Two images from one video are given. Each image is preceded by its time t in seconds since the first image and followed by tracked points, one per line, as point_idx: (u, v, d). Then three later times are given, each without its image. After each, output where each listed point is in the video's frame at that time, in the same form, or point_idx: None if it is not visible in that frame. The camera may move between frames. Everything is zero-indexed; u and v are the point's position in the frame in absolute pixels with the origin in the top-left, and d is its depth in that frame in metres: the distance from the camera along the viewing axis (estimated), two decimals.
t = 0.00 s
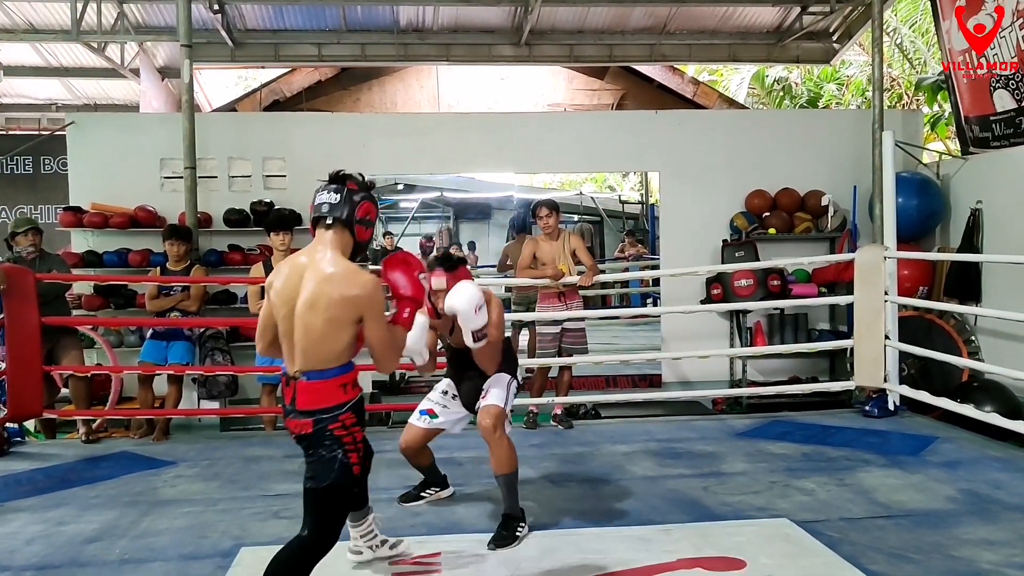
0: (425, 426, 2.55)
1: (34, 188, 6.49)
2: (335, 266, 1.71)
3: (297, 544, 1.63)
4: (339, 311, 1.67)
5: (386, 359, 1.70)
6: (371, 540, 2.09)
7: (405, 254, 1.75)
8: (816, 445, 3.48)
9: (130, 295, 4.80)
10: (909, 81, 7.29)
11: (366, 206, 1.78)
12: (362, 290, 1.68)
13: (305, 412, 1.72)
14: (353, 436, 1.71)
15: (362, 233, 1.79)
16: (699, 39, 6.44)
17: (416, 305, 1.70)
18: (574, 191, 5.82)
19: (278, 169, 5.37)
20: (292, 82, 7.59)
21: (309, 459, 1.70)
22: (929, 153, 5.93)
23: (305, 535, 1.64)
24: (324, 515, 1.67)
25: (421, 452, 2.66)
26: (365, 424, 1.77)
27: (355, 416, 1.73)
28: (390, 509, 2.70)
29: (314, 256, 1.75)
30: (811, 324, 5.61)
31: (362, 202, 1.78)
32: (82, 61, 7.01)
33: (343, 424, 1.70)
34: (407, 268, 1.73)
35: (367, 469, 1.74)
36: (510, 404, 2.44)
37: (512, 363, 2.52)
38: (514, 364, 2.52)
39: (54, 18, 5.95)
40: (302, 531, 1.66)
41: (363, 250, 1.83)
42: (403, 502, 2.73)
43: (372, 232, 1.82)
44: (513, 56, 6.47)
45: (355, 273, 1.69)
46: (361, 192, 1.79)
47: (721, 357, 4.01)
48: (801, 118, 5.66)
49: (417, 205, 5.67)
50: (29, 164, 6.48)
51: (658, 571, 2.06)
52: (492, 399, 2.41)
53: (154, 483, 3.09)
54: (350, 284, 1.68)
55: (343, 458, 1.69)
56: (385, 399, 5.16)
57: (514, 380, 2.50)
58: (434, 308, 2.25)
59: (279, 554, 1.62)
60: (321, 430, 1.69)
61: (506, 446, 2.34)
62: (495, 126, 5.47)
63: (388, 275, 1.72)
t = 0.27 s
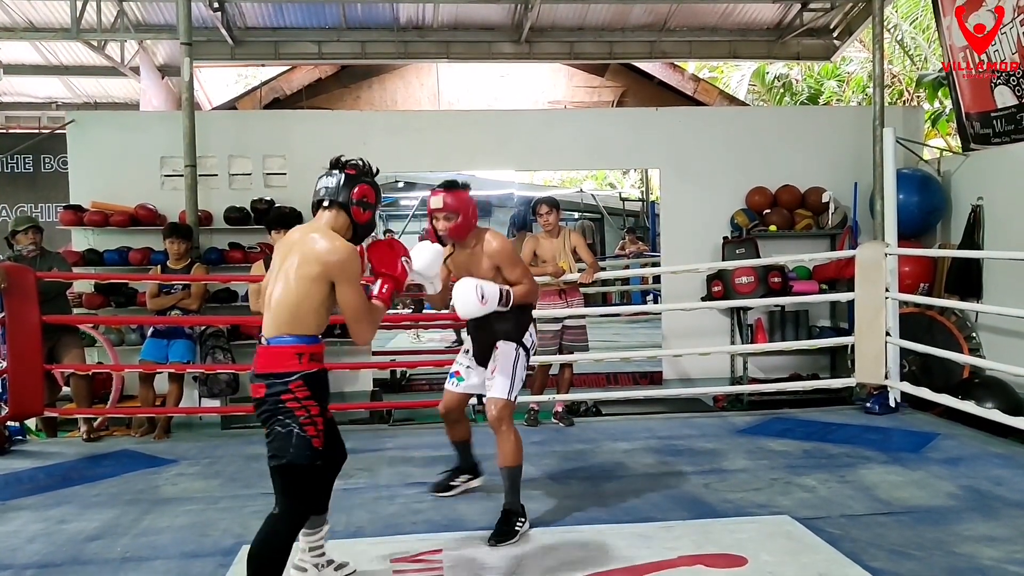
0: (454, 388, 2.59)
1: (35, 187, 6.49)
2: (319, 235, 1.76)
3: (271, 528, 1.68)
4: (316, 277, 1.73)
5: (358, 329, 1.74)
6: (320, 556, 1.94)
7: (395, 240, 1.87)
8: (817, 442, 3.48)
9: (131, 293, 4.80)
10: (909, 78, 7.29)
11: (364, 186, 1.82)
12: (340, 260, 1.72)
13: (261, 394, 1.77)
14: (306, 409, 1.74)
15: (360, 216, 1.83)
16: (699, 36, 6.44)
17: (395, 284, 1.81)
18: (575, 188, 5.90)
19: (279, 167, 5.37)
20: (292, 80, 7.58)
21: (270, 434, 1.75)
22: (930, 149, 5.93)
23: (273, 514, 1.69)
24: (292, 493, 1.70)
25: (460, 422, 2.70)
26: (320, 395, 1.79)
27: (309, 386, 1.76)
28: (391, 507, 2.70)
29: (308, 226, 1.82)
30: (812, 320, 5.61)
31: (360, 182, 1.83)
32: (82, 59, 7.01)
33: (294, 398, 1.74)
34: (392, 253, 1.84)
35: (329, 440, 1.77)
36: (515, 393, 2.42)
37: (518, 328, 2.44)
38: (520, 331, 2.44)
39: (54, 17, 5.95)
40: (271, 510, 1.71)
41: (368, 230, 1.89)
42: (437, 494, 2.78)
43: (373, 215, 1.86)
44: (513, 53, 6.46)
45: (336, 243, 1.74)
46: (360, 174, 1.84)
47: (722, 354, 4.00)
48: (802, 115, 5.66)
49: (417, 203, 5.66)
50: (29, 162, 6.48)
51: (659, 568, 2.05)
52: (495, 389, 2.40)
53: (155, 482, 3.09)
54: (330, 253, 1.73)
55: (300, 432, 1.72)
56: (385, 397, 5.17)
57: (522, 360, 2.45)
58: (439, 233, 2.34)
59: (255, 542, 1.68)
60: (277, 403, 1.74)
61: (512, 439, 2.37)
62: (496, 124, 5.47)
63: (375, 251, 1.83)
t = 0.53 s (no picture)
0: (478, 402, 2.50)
1: (35, 188, 6.50)
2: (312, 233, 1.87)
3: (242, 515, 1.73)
4: (303, 269, 1.82)
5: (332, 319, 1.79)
6: (315, 563, 1.95)
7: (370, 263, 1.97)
8: (818, 442, 3.48)
9: (131, 294, 4.80)
10: (909, 77, 7.29)
11: (352, 202, 1.87)
12: (327, 253, 1.81)
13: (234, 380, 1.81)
14: (275, 398, 1.78)
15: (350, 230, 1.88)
16: (699, 36, 6.43)
17: (374, 300, 1.90)
18: (574, 188, 5.85)
19: (279, 168, 5.38)
20: (292, 81, 7.58)
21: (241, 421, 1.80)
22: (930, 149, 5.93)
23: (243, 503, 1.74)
24: (263, 483, 1.75)
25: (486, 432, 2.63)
26: (291, 384, 1.82)
27: (279, 373, 1.80)
28: (392, 507, 2.70)
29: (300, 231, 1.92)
30: (813, 320, 5.61)
31: (348, 199, 1.88)
32: (82, 60, 7.01)
33: (263, 386, 1.77)
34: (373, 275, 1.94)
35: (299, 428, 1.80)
36: (514, 393, 2.42)
37: (516, 330, 2.45)
38: (520, 333, 2.45)
39: (53, 18, 5.95)
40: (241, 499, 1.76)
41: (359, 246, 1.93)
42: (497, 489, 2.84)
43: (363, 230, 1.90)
44: (513, 53, 6.46)
45: (328, 238, 1.84)
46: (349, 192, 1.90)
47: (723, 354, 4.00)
48: (802, 115, 5.65)
49: (417, 203, 5.66)
50: (29, 164, 6.48)
51: (660, 568, 2.06)
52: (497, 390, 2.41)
53: (156, 483, 3.09)
54: (319, 247, 1.83)
55: (269, 421, 1.76)
56: (386, 398, 5.17)
57: (523, 361, 2.46)
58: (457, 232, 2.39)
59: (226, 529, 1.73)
60: (246, 390, 1.79)
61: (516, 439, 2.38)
62: (497, 125, 5.47)
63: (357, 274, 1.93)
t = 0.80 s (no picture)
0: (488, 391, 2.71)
1: (37, 187, 6.50)
2: (277, 239, 1.86)
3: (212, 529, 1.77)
4: (265, 276, 1.82)
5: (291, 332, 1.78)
6: (318, 558, 2.00)
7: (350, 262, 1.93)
8: (819, 440, 3.48)
9: (133, 293, 4.80)
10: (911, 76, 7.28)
11: (319, 193, 1.90)
12: (288, 263, 1.81)
13: (222, 401, 1.85)
14: (264, 421, 1.82)
15: (317, 220, 1.91)
16: (701, 35, 6.43)
17: (338, 300, 1.85)
18: (577, 187, 5.83)
19: (280, 167, 5.37)
20: (294, 80, 7.59)
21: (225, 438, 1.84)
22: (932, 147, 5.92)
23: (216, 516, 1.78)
24: (237, 502, 1.78)
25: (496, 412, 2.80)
26: (282, 404, 1.86)
27: (268, 394, 1.84)
28: (394, 506, 2.70)
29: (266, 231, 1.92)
30: (814, 319, 5.61)
31: (317, 188, 1.91)
32: (84, 59, 7.01)
33: (252, 407, 1.81)
34: (344, 272, 1.89)
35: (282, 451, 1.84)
36: (528, 386, 2.59)
37: (525, 322, 2.58)
38: (528, 326, 2.58)
39: (55, 17, 5.95)
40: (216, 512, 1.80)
41: (328, 235, 1.97)
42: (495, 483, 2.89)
43: (330, 221, 1.94)
44: (515, 52, 6.46)
45: (290, 245, 1.84)
46: (317, 179, 1.93)
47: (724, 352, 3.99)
48: (803, 114, 5.65)
49: (419, 202, 5.61)
50: (31, 162, 6.48)
51: (661, 566, 2.06)
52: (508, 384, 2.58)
53: (158, 481, 3.09)
54: (282, 255, 1.82)
55: (254, 445, 1.80)
56: (388, 396, 5.18)
57: (533, 354, 2.61)
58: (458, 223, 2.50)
59: (194, 539, 1.76)
60: (233, 410, 1.82)
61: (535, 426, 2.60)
62: (498, 123, 5.47)
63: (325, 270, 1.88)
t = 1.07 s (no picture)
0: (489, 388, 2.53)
1: (41, 186, 6.51)
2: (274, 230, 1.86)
3: (211, 524, 1.78)
4: (263, 268, 1.82)
5: (291, 323, 1.79)
6: (316, 557, 2.03)
7: (346, 240, 1.93)
8: (822, 442, 3.48)
9: (136, 292, 4.80)
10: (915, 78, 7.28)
11: (318, 183, 1.89)
12: (284, 254, 1.80)
13: (219, 393, 1.86)
14: (261, 414, 1.83)
15: (317, 212, 1.90)
16: (705, 36, 6.43)
17: (338, 284, 1.89)
18: (580, 188, 5.97)
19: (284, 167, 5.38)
20: (297, 80, 7.60)
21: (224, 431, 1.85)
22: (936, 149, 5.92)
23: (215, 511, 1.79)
24: (235, 497, 1.80)
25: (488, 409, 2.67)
26: (279, 396, 1.87)
27: (264, 386, 1.84)
28: (396, 505, 2.71)
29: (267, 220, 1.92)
30: (817, 320, 5.61)
31: (314, 179, 1.89)
32: (88, 59, 7.03)
33: (249, 400, 1.82)
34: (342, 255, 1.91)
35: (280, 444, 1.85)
36: (518, 377, 2.49)
37: (522, 316, 2.53)
38: (525, 319, 2.52)
39: (60, 16, 5.96)
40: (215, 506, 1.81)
41: (329, 227, 1.95)
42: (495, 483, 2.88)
43: (331, 211, 1.93)
44: (519, 52, 6.46)
45: (287, 237, 1.83)
46: (319, 171, 1.93)
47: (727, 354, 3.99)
48: (806, 115, 5.65)
49: (423, 202, 5.69)
50: (35, 162, 6.50)
51: (663, 568, 2.06)
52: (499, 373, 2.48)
53: (161, 480, 3.10)
54: (279, 246, 1.81)
55: (252, 438, 1.81)
56: (391, 396, 5.18)
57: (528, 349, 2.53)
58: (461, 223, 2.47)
59: (194, 532, 1.78)
60: (230, 403, 1.83)
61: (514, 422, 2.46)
62: (501, 124, 5.47)
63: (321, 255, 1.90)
